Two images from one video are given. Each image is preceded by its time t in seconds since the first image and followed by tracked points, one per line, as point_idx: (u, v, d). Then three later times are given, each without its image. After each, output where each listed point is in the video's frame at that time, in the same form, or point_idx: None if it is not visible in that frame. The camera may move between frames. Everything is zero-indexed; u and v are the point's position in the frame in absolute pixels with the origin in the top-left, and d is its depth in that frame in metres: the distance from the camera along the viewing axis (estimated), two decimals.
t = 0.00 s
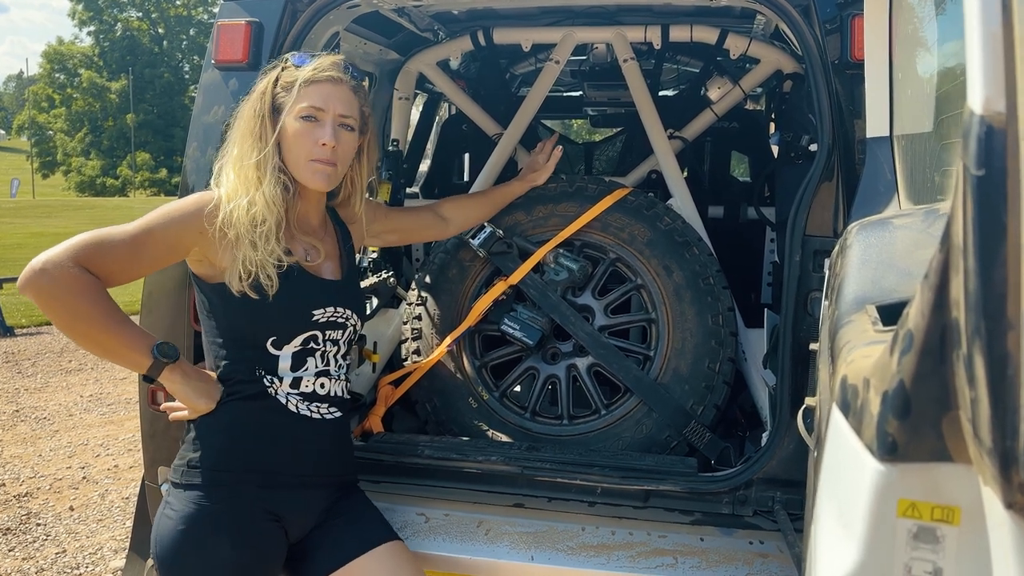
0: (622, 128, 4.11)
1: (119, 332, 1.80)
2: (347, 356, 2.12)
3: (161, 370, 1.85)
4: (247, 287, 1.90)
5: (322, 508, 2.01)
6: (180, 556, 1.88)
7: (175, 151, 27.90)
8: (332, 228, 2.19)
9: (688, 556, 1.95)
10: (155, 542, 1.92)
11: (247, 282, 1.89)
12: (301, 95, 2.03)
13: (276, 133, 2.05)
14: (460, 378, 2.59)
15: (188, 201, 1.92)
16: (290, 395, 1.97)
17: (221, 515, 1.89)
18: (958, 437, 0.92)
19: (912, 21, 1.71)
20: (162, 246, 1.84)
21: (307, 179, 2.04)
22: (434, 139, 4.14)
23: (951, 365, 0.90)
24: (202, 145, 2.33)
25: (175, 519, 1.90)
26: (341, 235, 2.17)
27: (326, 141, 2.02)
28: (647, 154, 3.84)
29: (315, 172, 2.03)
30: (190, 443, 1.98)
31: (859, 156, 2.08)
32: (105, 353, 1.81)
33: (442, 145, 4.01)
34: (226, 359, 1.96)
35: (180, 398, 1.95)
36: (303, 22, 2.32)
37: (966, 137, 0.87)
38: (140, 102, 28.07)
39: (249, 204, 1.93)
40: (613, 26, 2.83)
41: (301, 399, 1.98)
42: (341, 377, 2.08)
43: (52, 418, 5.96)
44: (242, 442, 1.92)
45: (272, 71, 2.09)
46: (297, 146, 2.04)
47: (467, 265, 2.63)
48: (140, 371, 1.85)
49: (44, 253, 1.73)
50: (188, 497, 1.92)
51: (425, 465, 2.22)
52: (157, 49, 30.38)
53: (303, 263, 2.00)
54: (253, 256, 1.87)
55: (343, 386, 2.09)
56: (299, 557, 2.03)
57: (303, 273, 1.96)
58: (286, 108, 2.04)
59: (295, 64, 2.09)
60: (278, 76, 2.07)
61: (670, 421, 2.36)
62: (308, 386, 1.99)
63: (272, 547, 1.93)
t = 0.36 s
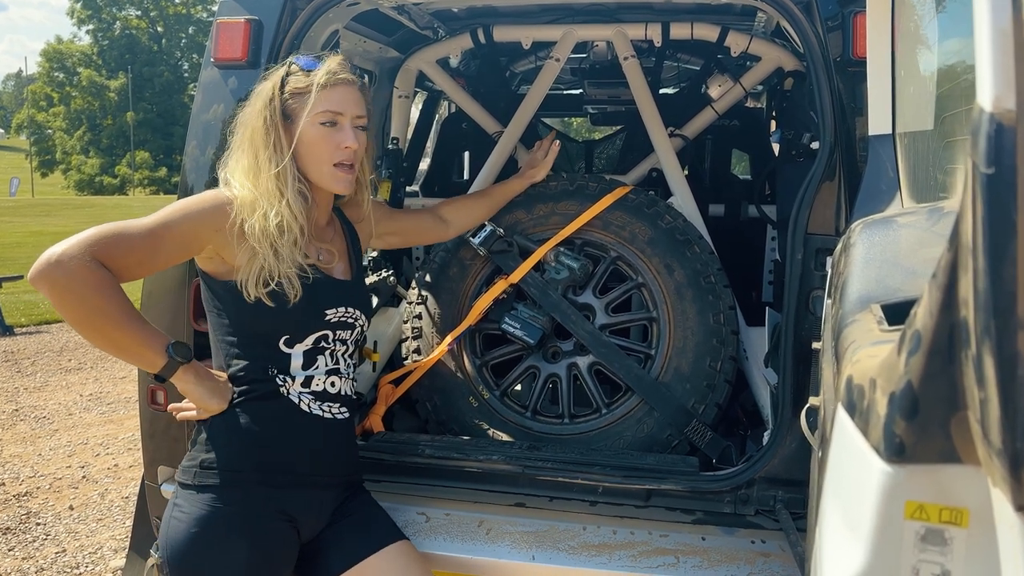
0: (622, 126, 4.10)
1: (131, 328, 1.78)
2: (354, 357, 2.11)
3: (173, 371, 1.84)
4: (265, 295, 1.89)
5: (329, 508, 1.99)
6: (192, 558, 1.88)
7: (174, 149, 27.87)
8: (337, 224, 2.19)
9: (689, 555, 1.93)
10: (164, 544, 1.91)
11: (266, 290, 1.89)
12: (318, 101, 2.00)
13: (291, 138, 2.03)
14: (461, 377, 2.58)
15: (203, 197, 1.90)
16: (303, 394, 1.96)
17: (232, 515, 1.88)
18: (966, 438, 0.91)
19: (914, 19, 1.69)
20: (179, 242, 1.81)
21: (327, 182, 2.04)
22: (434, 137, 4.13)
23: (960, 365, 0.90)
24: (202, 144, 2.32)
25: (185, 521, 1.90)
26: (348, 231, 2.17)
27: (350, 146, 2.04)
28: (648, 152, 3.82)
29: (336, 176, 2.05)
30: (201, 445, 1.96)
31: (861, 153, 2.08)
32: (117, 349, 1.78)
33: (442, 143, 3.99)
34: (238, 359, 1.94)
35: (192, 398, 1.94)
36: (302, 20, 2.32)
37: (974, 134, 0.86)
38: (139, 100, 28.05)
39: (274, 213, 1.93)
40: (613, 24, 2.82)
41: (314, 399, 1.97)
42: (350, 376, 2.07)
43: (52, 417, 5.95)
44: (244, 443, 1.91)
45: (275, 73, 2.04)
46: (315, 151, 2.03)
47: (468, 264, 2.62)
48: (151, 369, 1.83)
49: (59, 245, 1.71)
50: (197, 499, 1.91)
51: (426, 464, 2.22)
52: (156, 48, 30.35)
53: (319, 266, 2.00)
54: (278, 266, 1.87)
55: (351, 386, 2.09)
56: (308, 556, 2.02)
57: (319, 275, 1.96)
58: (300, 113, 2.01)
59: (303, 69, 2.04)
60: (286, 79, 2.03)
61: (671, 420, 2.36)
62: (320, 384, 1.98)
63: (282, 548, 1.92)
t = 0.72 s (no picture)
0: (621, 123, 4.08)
1: (130, 323, 1.78)
2: (354, 355, 2.10)
3: (171, 368, 1.84)
4: (267, 296, 1.89)
5: (328, 507, 1.99)
6: (187, 556, 1.87)
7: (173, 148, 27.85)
8: (335, 224, 2.18)
9: (689, 553, 1.91)
10: (161, 542, 1.90)
11: (269, 291, 1.88)
12: (323, 103, 1.99)
13: (296, 139, 2.01)
14: (460, 375, 2.57)
15: (204, 189, 1.89)
16: (300, 391, 1.95)
17: (228, 514, 1.87)
18: (969, 437, 0.91)
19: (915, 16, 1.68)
20: (178, 235, 1.81)
21: (333, 185, 2.04)
22: (433, 135, 4.12)
23: (963, 363, 0.89)
24: (200, 142, 2.31)
25: (182, 518, 1.89)
26: (348, 230, 2.16)
27: (352, 150, 2.03)
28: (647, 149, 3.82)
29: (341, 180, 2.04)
30: (198, 443, 1.96)
31: (861, 150, 2.07)
32: (115, 344, 1.79)
33: (441, 141, 3.98)
34: (236, 356, 1.94)
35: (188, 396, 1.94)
36: (301, 18, 2.31)
37: (978, 130, 0.86)
38: (138, 99, 28.03)
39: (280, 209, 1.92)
40: (612, 21, 2.81)
41: (311, 396, 1.96)
42: (350, 374, 2.06)
43: (51, 416, 5.94)
44: (242, 441, 1.90)
45: (279, 73, 2.02)
46: (318, 154, 2.02)
47: (468, 262, 2.61)
48: (148, 365, 1.83)
49: (58, 239, 1.71)
50: (194, 496, 1.90)
51: (425, 462, 2.22)
52: (154, 46, 30.33)
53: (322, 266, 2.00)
54: (283, 264, 1.87)
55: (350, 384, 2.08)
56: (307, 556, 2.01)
57: (320, 273, 1.96)
58: (305, 114, 2.00)
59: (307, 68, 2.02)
60: (289, 78, 2.01)
61: (671, 418, 2.35)
62: (318, 381, 1.97)
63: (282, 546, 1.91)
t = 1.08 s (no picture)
0: (620, 122, 4.06)
1: (125, 323, 1.78)
2: (353, 354, 2.11)
3: (166, 364, 1.84)
4: (261, 286, 1.89)
5: (326, 505, 1.99)
6: (185, 556, 1.85)
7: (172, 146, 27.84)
8: (334, 224, 2.18)
9: (687, 551, 1.91)
10: (158, 540, 1.89)
11: (262, 281, 1.88)
12: (299, 97, 2.00)
13: (277, 134, 2.04)
14: (458, 374, 2.58)
15: (198, 189, 1.89)
16: (297, 391, 1.95)
17: (226, 513, 1.87)
18: (963, 437, 0.91)
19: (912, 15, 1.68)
20: (171, 235, 1.81)
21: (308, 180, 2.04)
22: (432, 134, 4.13)
23: (957, 363, 0.89)
24: (198, 141, 2.31)
25: (180, 517, 1.88)
26: (345, 230, 2.17)
27: (325, 146, 2.01)
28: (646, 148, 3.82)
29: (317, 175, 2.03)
30: (196, 442, 1.96)
31: (858, 149, 2.07)
32: (111, 344, 1.79)
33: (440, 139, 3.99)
34: (234, 356, 1.93)
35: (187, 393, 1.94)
36: (298, 16, 2.30)
37: (972, 130, 0.86)
38: (137, 97, 28.02)
39: (270, 203, 1.93)
40: (610, 20, 2.84)
41: (309, 395, 1.97)
42: (347, 373, 2.07)
43: (49, 415, 5.94)
44: (241, 440, 1.90)
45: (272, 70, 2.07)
46: (297, 149, 2.02)
47: (466, 260, 2.61)
48: (144, 363, 1.83)
49: (50, 241, 1.70)
50: (193, 495, 1.90)
51: (423, 461, 2.23)
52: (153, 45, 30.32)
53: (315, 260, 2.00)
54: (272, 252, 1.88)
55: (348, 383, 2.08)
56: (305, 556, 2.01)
57: (312, 267, 1.96)
58: (287, 109, 2.03)
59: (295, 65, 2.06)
60: (279, 75, 2.05)
61: (669, 417, 2.35)
62: (315, 381, 1.98)
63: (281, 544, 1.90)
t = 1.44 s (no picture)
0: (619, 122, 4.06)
1: (133, 321, 1.78)
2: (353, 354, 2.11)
3: (175, 362, 1.85)
4: (266, 282, 1.89)
5: (327, 505, 1.99)
6: (188, 555, 1.87)
7: (171, 146, 27.84)
8: (335, 225, 2.18)
9: (683, 550, 1.92)
10: (162, 541, 1.90)
11: (268, 278, 1.88)
12: (298, 99, 2.01)
13: (276, 136, 2.04)
14: (456, 373, 2.58)
15: (205, 188, 1.89)
16: (300, 391, 1.96)
17: (230, 513, 1.88)
18: (953, 435, 0.92)
19: (907, 16, 1.69)
20: (179, 234, 1.81)
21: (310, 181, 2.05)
22: (430, 133, 4.13)
23: (947, 362, 0.90)
24: (196, 141, 2.31)
25: (183, 517, 1.89)
26: (346, 229, 2.17)
27: (326, 146, 2.03)
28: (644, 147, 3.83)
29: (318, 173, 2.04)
30: (198, 442, 1.96)
31: (855, 148, 2.08)
32: (119, 342, 1.78)
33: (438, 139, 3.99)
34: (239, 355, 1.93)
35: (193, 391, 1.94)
36: (295, 16, 2.31)
37: (961, 131, 0.86)
38: (136, 97, 28.02)
39: (274, 201, 1.94)
40: (608, 19, 2.85)
41: (312, 395, 1.97)
42: (348, 373, 2.07)
43: (48, 414, 5.95)
44: (240, 439, 1.90)
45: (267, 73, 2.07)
46: (298, 150, 2.03)
47: (464, 260, 2.61)
48: (153, 361, 1.83)
49: (59, 238, 1.70)
50: (194, 495, 1.91)
51: (422, 460, 2.23)
52: (152, 44, 30.31)
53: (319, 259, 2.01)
54: (279, 250, 1.88)
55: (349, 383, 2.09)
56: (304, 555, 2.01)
57: (317, 266, 1.97)
58: (285, 112, 2.03)
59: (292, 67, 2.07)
60: (275, 78, 2.05)
61: (666, 416, 2.36)
62: (318, 381, 1.98)
63: (283, 543, 1.91)
